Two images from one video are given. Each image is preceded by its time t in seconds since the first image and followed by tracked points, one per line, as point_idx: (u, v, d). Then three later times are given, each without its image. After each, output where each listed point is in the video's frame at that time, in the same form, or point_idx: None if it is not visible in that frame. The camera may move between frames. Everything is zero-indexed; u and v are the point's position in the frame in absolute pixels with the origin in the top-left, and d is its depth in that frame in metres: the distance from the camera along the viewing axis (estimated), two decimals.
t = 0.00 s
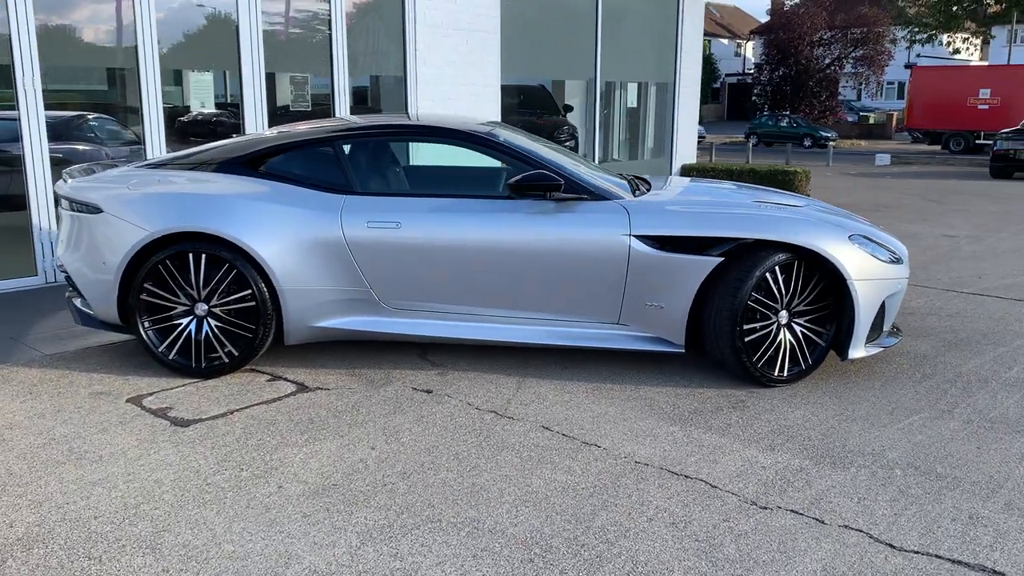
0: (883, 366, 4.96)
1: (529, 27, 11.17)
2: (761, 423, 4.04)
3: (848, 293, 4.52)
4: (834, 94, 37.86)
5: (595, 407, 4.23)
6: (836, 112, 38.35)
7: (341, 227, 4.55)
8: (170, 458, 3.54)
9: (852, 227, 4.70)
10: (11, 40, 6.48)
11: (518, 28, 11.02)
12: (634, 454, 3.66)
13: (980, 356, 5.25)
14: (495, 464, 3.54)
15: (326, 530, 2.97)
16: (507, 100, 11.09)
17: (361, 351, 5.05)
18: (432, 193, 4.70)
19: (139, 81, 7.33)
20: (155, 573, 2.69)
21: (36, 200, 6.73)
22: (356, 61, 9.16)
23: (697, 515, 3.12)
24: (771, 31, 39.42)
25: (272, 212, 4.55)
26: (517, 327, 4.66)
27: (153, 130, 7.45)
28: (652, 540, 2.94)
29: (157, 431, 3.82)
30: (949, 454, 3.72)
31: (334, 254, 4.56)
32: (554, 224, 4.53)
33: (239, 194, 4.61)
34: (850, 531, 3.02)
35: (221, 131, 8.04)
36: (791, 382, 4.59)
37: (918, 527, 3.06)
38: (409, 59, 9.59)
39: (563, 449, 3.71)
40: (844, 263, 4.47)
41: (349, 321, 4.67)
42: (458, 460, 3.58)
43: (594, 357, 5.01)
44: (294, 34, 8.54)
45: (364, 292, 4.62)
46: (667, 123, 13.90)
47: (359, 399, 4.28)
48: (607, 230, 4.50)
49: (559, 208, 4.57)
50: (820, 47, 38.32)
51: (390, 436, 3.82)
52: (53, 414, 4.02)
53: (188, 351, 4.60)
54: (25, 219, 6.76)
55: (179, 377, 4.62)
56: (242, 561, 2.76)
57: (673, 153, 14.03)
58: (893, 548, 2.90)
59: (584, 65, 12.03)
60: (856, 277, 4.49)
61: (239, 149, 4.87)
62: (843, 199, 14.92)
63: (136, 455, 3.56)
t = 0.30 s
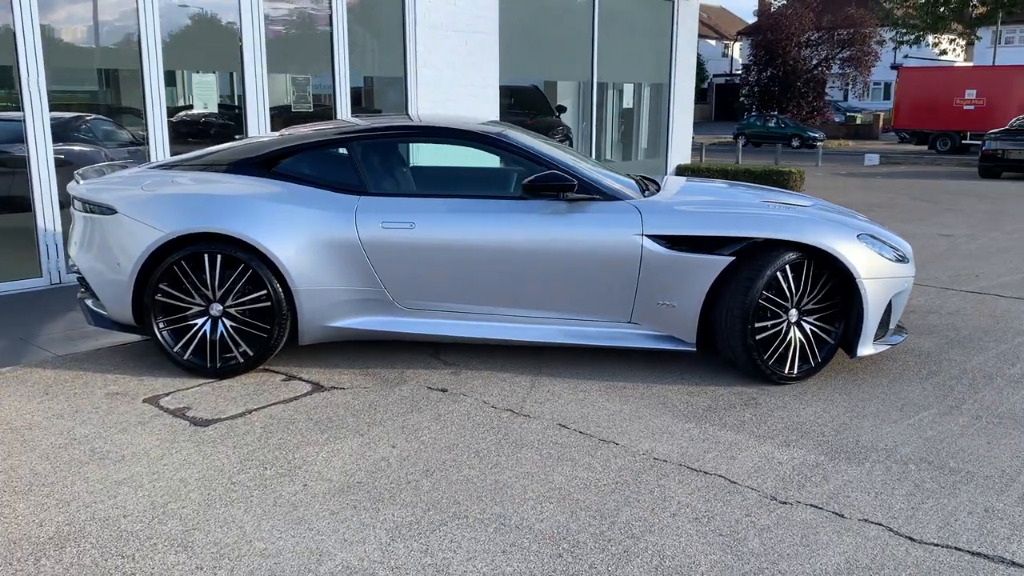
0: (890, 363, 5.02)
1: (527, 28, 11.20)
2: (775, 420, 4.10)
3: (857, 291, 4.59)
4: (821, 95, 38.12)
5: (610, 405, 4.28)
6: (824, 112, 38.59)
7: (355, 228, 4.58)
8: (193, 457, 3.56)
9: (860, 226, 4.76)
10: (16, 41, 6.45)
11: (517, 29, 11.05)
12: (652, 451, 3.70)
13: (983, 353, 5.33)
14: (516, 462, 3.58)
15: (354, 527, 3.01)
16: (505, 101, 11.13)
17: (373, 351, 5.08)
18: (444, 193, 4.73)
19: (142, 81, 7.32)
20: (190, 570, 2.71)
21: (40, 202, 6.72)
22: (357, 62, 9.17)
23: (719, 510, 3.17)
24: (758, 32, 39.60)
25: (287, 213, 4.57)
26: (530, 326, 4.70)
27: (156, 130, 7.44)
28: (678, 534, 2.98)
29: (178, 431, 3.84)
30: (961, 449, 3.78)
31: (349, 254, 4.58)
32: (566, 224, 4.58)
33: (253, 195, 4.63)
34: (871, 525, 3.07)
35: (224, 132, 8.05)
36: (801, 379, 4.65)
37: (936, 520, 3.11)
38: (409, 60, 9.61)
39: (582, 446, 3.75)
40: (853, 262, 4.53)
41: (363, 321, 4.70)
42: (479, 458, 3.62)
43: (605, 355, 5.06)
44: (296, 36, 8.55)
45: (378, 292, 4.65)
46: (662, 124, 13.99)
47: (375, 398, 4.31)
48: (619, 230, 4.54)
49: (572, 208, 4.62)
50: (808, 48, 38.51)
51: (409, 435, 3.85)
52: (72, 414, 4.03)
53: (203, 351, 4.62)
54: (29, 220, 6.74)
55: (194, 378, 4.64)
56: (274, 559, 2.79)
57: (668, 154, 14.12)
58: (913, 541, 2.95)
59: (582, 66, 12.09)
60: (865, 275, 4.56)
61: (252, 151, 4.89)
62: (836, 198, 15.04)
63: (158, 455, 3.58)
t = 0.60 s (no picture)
0: (890, 359, 5.12)
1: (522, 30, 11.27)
2: (782, 415, 4.18)
3: (859, 288, 4.68)
4: (805, 95, 38.43)
5: (619, 402, 4.34)
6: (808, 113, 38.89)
7: (366, 228, 4.63)
8: (212, 456, 3.60)
9: (861, 225, 4.85)
10: (17, 43, 6.45)
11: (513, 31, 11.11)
12: (664, 446, 3.77)
13: (979, 349, 5.44)
14: (531, 457, 3.64)
15: (378, 522, 3.05)
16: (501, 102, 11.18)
17: (381, 350, 5.12)
18: (453, 194, 4.78)
19: (142, 82, 7.34)
20: (220, 566, 2.75)
21: (41, 204, 6.72)
22: (354, 63, 9.21)
23: (733, 503, 3.24)
24: (743, 34, 39.85)
25: (297, 214, 4.61)
26: (538, 325, 4.76)
27: (158, 131, 7.46)
28: (695, 527, 3.05)
29: (194, 430, 3.88)
30: (964, 442, 3.87)
31: (359, 255, 4.63)
32: (574, 224, 4.64)
33: (264, 195, 4.67)
34: (882, 516, 3.15)
35: (222, 134, 8.06)
36: (804, 376, 4.73)
37: (945, 511, 3.20)
38: (406, 62, 9.66)
39: (594, 442, 3.82)
40: (855, 259, 4.63)
41: (372, 321, 4.75)
42: (495, 454, 3.68)
43: (611, 353, 5.13)
44: (294, 38, 8.58)
45: (388, 292, 4.70)
46: (653, 124, 14.09)
47: (387, 396, 4.36)
48: (626, 230, 4.61)
49: (580, 208, 4.68)
50: (792, 49, 38.82)
51: (424, 432, 3.90)
52: (87, 414, 4.05)
53: (214, 351, 4.65)
54: (30, 222, 6.73)
55: (205, 378, 4.67)
56: (302, 554, 2.83)
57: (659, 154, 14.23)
58: (924, 531, 3.03)
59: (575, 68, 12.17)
60: (867, 273, 4.65)
61: (261, 152, 4.93)
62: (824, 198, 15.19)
63: (177, 453, 3.61)
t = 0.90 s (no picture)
0: (883, 354, 5.21)
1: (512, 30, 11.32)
2: (781, 410, 4.25)
3: (853, 285, 4.77)
4: (786, 95, 38.72)
5: (620, 398, 4.40)
6: (789, 113, 39.19)
7: (368, 227, 4.66)
8: (220, 454, 3.62)
9: (855, 223, 4.94)
10: (10, 44, 6.42)
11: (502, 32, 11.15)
12: (667, 441, 3.83)
13: (969, 344, 5.55)
14: (537, 453, 3.69)
15: (391, 518, 3.09)
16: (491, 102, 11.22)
17: (382, 348, 5.16)
18: (454, 193, 4.82)
19: (135, 82, 7.33)
20: (237, 561, 2.78)
21: (35, 204, 6.69)
22: (345, 63, 9.22)
23: (738, 496, 3.30)
24: (724, 34, 40.12)
25: (299, 214, 4.64)
26: (539, 323, 4.81)
27: (151, 132, 7.46)
28: (703, 519, 3.11)
29: (200, 429, 3.89)
30: (959, 435, 3.96)
31: (361, 254, 4.66)
32: (574, 223, 4.69)
33: (266, 195, 4.69)
34: (883, 507, 3.22)
35: (214, 134, 8.05)
36: (801, 371, 4.81)
37: (944, 501, 3.28)
38: (397, 62, 9.68)
39: (599, 437, 3.87)
40: (850, 257, 4.71)
41: (374, 320, 4.78)
42: (501, 449, 3.72)
43: (610, 351, 5.19)
44: (286, 37, 8.58)
45: (390, 291, 4.73)
46: (640, 124, 14.19)
47: (391, 394, 4.39)
48: (626, 228, 4.67)
49: (580, 207, 4.73)
50: (773, 50, 39.12)
51: (430, 429, 3.94)
52: (92, 414, 4.06)
53: (217, 351, 4.67)
54: (23, 223, 6.70)
55: (207, 377, 4.68)
56: (318, 549, 2.87)
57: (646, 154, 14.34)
58: (925, 521, 3.11)
59: (563, 68, 12.25)
60: (861, 270, 4.74)
61: (262, 152, 4.96)
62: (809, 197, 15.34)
63: (185, 452, 3.63)
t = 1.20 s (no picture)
0: (877, 349, 5.28)
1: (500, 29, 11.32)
2: (780, 404, 4.29)
3: (850, 281, 4.82)
4: (766, 95, 38.94)
5: (621, 393, 4.43)
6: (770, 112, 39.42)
7: (367, 225, 4.65)
8: (224, 451, 3.61)
9: (849, 219, 5.00)
10: None
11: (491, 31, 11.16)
12: (670, 435, 3.86)
13: (961, 339, 5.62)
14: (542, 448, 3.71)
15: (401, 513, 3.10)
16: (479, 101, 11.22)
17: (381, 346, 5.15)
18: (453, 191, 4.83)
19: (125, 81, 7.26)
20: (250, 558, 2.77)
21: (25, 203, 6.62)
22: (335, 61, 9.19)
23: (745, 489, 3.33)
24: (705, 34, 40.29)
25: (299, 211, 4.62)
26: (539, 319, 4.82)
27: (142, 131, 7.39)
28: (712, 512, 3.13)
29: (203, 427, 3.88)
30: (957, 427, 4.02)
31: (361, 251, 4.65)
32: (573, 220, 4.71)
33: (264, 192, 4.67)
34: (888, 498, 3.26)
35: (205, 132, 7.99)
36: (797, 366, 4.86)
37: (947, 492, 3.32)
38: (387, 60, 9.66)
39: (603, 432, 3.89)
40: (845, 252, 4.76)
41: (373, 317, 4.78)
42: (506, 445, 3.74)
43: (608, 347, 5.21)
44: (276, 36, 8.54)
45: (389, 288, 4.72)
46: (627, 123, 14.25)
47: (392, 391, 4.39)
48: (625, 225, 4.69)
49: (579, 204, 4.75)
50: (753, 49, 39.34)
51: (434, 425, 3.95)
52: (92, 413, 4.03)
53: (216, 349, 4.65)
54: (12, 222, 6.64)
55: (206, 376, 4.66)
56: (329, 545, 2.87)
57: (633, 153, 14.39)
58: (929, 512, 3.15)
59: (551, 67, 12.27)
60: (856, 265, 4.79)
61: (259, 150, 4.94)
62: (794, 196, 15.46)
63: (189, 450, 3.62)
